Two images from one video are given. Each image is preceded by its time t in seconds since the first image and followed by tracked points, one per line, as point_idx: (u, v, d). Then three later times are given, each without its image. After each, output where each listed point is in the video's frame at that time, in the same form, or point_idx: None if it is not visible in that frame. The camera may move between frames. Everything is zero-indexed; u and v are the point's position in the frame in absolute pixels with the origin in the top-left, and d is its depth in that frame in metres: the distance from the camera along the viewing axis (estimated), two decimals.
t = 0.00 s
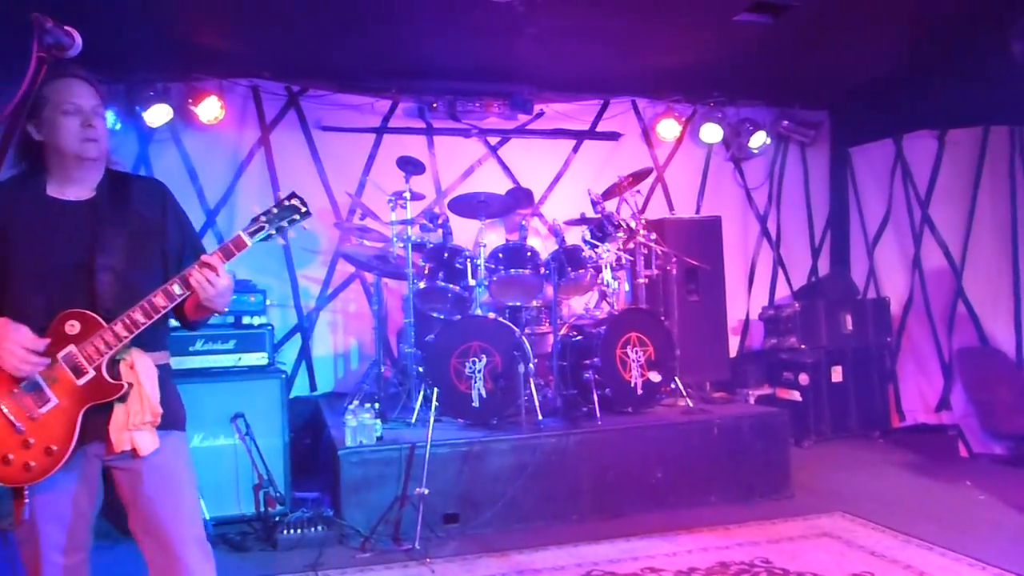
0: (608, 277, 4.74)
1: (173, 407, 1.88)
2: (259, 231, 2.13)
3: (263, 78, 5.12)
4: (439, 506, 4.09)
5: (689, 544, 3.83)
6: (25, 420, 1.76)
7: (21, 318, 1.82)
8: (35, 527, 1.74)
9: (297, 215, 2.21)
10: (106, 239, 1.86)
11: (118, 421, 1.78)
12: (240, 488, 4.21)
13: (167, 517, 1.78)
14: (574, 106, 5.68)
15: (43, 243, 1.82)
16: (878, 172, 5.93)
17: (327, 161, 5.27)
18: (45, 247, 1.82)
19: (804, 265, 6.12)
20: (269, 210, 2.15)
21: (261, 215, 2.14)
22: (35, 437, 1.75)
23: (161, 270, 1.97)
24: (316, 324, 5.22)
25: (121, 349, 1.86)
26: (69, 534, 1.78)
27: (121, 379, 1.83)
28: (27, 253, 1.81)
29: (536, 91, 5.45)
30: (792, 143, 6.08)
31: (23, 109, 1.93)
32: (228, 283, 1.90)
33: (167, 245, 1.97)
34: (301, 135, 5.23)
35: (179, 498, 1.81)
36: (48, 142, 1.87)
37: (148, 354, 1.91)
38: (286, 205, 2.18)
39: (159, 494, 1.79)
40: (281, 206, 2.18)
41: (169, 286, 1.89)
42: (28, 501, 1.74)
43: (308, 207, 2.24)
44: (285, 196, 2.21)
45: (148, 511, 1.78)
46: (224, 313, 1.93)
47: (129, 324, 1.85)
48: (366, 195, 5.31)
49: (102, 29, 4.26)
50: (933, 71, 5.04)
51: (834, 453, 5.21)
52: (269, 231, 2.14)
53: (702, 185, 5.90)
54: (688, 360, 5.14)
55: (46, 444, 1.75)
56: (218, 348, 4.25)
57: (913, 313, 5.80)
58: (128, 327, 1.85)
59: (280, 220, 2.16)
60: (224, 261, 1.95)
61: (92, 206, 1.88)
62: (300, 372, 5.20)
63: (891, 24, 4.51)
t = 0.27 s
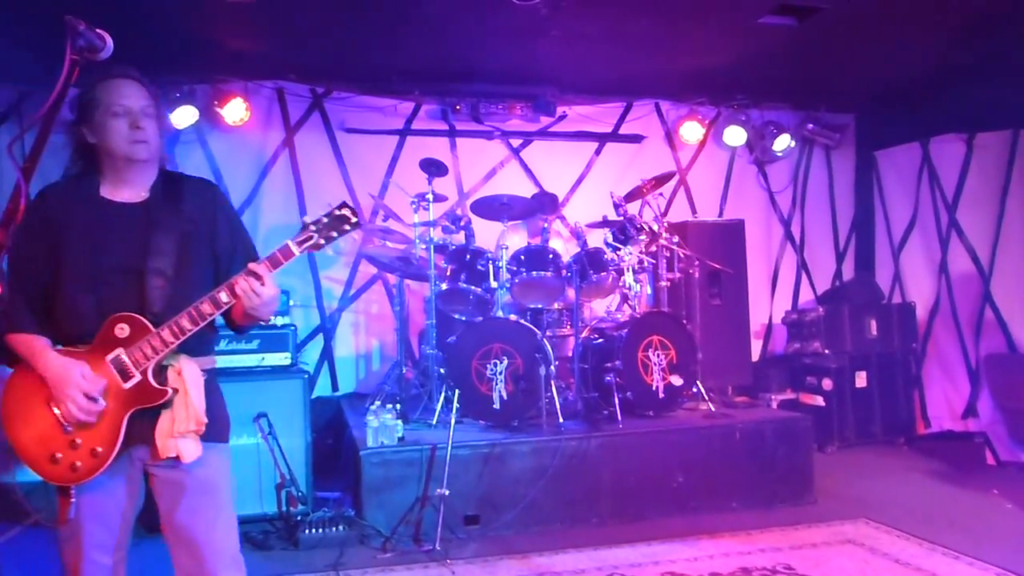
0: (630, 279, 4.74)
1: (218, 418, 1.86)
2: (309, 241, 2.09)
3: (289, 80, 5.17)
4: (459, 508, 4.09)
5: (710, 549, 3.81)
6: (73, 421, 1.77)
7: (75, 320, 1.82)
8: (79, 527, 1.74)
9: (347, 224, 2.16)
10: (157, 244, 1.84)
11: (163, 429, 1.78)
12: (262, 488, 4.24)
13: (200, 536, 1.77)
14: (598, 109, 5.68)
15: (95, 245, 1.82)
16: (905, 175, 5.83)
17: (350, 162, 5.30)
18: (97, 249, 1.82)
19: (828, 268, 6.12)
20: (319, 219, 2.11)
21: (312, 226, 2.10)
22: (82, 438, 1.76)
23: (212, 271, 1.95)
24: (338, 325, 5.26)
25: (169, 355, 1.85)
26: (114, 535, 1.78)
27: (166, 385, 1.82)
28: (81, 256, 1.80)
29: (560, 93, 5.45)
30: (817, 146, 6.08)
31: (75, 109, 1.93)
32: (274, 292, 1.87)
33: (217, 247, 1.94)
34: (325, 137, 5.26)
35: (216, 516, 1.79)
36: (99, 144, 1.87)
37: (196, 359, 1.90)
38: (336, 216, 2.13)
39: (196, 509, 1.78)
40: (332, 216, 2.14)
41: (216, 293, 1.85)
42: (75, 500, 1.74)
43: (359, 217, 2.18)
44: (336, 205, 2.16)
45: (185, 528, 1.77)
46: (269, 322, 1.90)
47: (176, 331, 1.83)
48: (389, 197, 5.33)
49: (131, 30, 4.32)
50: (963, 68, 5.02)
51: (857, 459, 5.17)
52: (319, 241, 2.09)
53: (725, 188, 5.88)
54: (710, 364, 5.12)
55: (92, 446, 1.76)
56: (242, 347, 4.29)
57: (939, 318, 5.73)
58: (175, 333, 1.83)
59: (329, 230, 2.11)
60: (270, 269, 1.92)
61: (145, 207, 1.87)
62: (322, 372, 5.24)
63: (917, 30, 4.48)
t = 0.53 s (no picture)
0: (649, 281, 4.73)
1: (276, 420, 1.87)
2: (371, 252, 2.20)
3: (310, 82, 5.20)
4: (478, 510, 4.09)
5: (730, 554, 3.79)
6: (138, 425, 1.80)
7: (138, 322, 1.80)
8: (139, 529, 1.74)
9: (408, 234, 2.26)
10: (220, 249, 1.83)
11: (226, 435, 1.79)
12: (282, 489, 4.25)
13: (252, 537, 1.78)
14: (617, 111, 5.67)
15: (159, 248, 1.81)
16: (928, 176, 5.83)
17: (370, 164, 5.33)
18: (161, 252, 1.81)
19: (849, 272, 6.06)
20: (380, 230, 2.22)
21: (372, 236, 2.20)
22: (145, 442, 1.79)
23: (273, 273, 1.94)
24: (359, 327, 5.28)
25: (231, 363, 1.84)
26: (172, 539, 1.77)
27: (228, 395, 1.82)
28: (148, 256, 1.80)
29: (579, 95, 5.45)
30: (839, 148, 6.04)
31: (151, 106, 1.93)
32: (334, 307, 1.86)
33: (278, 247, 1.93)
34: (346, 139, 5.30)
35: (269, 519, 1.80)
36: (169, 144, 1.87)
37: (257, 363, 1.89)
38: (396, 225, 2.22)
39: (253, 510, 1.79)
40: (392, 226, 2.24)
41: (276, 308, 1.84)
42: (140, 502, 1.75)
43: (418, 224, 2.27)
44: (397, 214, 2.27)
45: (238, 528, 1.78)
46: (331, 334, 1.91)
47: (236, 341, 1.82)
48: (409, 199, 5.35)
49: (156, 34, 4.38)
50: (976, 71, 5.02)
51: (879, 463, 5.12)
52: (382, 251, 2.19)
53: (746, 190, 5.85)
54: (730, 367, 5.09)
55: (154, 451, 1.78)
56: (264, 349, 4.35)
57: (963, 322, 5.66)
58: (235, 344, 1.82)
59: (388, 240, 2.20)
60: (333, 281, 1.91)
61: (210, 209, 1.87)
62: (342, 373, 5.26)
63: (943, 30, 4.42)
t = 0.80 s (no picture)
0: (656, 283, 4.72)
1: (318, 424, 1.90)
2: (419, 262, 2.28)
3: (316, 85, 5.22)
4: (486, 511, 4.10)
5: (737, 556, 3.78)
6: (176, 428, 1.78)
7: (178, 327, 1.77)
8: (171, 529, 1.72)
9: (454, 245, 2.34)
10: (262, 254, 1.82)
11: (271, 440, 1.79)
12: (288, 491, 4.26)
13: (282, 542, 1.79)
14: (624, 112, 5.68)
15: (202, 251, 1.78)
16: (937, 176, 5.75)
17: (378, 166, 5.34)
18: (202, 257, 1.78)
19: (856, 274, 6.04)
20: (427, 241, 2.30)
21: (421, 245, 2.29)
22: (184, 446, 1.77)
23: (311, 280, 1.95)
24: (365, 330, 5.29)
25: (273, 368, 1.85)
26: (202, 540, 1.76)
27: (269, 401, 1.83)
28: (190, 260, 1.77)
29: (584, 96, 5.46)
30: (846, 149, 6.02)
31: (193, 105, 1.87)
32: (399, 309, 1.91)
33: (317, 252, 1.93)
34: (353, 141, 5.31)
35: (301, 524, 1.82)
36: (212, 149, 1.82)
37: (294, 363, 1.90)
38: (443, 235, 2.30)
39: (285, 515, 1.80)
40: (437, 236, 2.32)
41: (320, 317, 1.86)
42: (174, 503, 1.73)
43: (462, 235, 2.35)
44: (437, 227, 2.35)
45: (270, 531, 1.80)
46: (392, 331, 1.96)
47: (277, 350, 1.83)
48: (415, 202, 5.36)
49: (162, 38, 4.41)
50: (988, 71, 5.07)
51: (887, 464, 5.12)
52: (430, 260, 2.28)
53: (752, 192, 5.84)
54: (737, 369, 5.08)
55: (192, 456, 1.76)
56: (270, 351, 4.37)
57: (972, 323, 5.64)
58: (277, 352, 1.83)
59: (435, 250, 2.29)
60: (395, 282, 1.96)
61: (251, 216, 1.86)
62: (348, 375, 5.28)
63: (951, 29, 4.39)
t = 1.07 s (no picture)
0: (660, 284, 4.74)
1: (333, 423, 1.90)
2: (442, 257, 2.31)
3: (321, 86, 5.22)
4: (488, 512, 4.09)
5: (740, 558, 3.78)
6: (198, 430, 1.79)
7: (201, 324, 1.79)
8: (188, 529, 1.73)
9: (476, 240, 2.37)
10: (286, 253, 1.81)
11: (289, 438, 1.80)
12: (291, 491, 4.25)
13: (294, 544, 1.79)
14: (628, 114, 5.68)
15: (227, 247, 1.79)
16: (940, 179, 5.79)
17: (383, 167, 5.35)
18: (226, 253, 1.79)
19: (861, 276, 6.02)
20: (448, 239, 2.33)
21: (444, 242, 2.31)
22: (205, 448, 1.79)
23: (334, 280, 1.94)
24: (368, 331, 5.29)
25: (293, 365, 1.84)
26: (217, 539, 1.76)
27: (290, 397, 1.84)
28: (214, 256, 1.77)
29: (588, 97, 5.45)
30: (851, 151, 6.01)
31: (223, 102, 1.87)
32: (424, 298, 1.91)
33: (340, 251, 1.92)
34: (358, 142, 5.32)
35: (314, 527, 1.82)
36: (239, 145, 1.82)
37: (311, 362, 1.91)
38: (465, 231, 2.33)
39: (296, 516, 1.80)
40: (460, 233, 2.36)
41: (345, 309, 1.86)
42: (196, 503, 1.75)
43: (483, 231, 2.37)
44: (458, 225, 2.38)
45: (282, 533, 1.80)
46: (414, 328, 1.95)
47: (302, 343, 1.82)
48: (420, 202, 5.38)
49: (166, 38, 4.41)
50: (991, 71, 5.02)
51: (891, 467, 5.11)
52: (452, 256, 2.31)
53: (757, 193, 5.84)
54: (742, 371, 5.08)
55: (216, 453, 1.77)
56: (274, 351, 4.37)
57: (977, 326, 5.62)
58: (302, 346, 1.82)
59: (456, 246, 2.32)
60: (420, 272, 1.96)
61: (273, 214, 1.86)
62: (352, 375, 5.28)
63: (955, 31, 4.38)
